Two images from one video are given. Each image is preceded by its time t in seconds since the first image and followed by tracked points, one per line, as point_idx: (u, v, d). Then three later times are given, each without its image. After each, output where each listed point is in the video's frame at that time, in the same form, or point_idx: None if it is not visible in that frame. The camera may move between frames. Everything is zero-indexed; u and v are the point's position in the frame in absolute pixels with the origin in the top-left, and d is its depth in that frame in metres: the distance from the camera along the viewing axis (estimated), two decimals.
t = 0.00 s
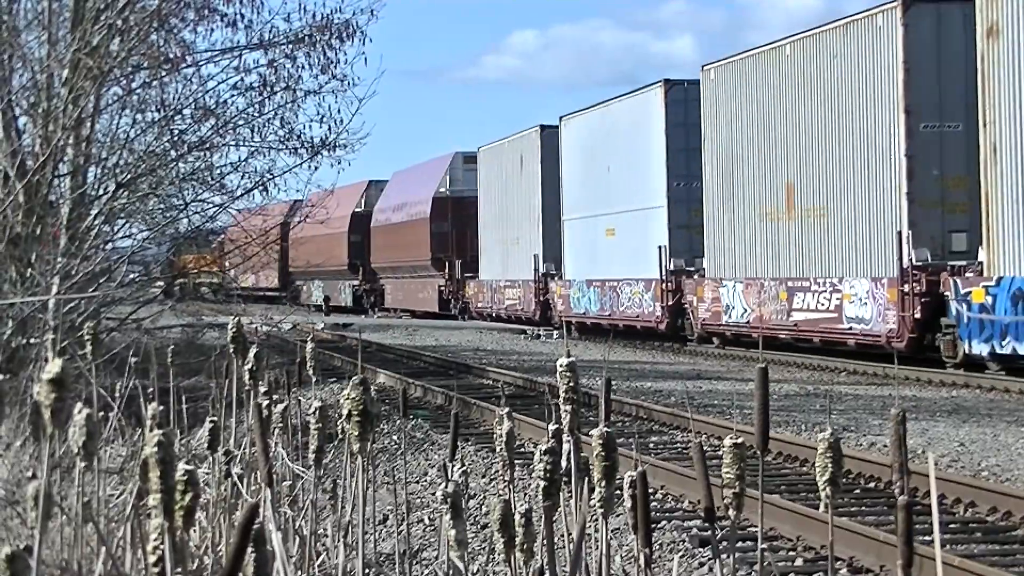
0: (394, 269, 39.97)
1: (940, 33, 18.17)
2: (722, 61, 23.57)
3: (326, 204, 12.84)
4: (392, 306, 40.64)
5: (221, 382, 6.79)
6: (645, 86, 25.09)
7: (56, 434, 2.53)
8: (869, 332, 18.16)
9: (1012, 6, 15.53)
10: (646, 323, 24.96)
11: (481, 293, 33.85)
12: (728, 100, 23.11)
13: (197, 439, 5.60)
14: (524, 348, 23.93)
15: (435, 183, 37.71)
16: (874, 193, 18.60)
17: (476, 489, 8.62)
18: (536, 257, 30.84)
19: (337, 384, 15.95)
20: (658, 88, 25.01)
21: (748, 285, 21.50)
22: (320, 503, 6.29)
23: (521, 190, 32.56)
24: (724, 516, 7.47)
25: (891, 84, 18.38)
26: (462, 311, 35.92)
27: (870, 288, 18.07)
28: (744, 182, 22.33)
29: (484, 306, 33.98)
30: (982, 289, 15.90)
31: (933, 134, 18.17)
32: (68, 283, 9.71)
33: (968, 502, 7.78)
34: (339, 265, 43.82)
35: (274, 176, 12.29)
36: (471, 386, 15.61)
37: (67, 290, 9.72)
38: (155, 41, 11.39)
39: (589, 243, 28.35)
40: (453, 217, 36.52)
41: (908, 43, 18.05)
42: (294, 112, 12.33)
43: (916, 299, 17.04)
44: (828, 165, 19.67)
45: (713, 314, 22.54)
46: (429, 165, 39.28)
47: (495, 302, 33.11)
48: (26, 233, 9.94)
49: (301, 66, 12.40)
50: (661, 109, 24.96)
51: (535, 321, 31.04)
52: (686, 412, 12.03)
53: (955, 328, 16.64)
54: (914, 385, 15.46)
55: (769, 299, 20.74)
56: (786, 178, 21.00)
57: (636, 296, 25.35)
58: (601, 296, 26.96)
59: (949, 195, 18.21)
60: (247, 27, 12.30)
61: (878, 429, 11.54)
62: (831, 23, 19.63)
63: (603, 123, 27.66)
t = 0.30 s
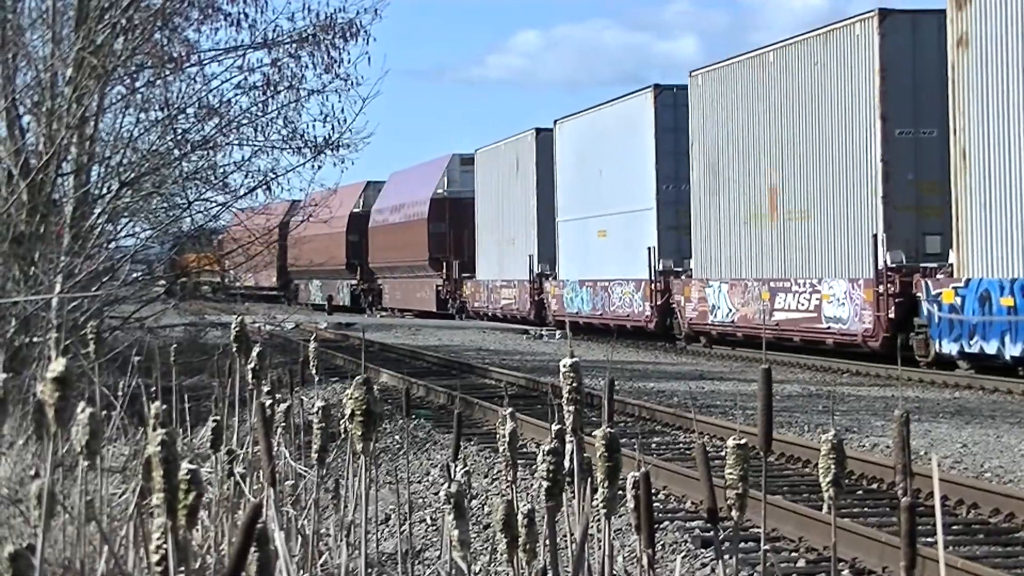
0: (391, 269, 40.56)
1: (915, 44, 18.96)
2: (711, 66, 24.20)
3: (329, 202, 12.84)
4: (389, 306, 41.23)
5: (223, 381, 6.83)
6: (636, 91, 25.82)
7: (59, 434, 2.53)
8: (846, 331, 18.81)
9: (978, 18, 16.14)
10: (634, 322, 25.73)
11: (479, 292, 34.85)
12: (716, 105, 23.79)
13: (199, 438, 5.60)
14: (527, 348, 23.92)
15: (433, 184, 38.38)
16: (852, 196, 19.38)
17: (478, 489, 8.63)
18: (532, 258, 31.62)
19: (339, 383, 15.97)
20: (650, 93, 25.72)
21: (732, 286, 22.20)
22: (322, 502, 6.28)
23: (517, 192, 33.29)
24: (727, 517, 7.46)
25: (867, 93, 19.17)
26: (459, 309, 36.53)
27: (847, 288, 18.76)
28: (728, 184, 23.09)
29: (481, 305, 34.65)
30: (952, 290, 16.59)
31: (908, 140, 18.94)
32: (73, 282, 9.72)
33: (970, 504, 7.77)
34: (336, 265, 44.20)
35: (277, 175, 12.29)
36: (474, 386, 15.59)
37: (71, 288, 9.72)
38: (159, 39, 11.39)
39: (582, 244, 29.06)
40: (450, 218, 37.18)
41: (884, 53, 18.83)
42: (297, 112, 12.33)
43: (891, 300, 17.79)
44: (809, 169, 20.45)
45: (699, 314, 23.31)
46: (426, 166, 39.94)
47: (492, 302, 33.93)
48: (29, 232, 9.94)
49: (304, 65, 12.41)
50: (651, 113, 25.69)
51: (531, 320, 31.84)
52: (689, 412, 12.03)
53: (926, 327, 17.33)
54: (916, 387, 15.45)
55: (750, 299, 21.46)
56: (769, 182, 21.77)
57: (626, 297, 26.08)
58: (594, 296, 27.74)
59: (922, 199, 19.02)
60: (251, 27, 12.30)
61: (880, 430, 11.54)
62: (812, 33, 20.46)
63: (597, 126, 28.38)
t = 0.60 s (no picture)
0: (388, 269, 40.88)
1: (891, 52, 19.39)
2: (698, 72, 24.67)
3: (331, 203, 12.85)
4: (388, 306, 41.49)
5: (224, 382, 6.86)
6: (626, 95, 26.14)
7: (62, 435, 2.53)
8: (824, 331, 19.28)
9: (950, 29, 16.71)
10: (625, 322, 26.08)
11: (475, 292, 35.11)
12: (702, 110, 24.25)
13: (202, 438, 5.61)
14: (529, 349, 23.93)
15: (431, 186, 38.79)
16: (831, 200, 19.81)
17: (481, 489, 8.63)
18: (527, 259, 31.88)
19: (342, 384, 15.98)
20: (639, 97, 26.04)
21: (718, 286, 22.66)
22: (323, 502, 6.29)
23: (512, 194, 33.59)
24: (729, 518, 7.45)
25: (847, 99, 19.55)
26: (456, 309, 36.83)
27: (826, 288, 19.16)
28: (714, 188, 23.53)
29: (477, 305, 34.93)
30: (924, 291, 17.07)
31: (883, 145, 19.40)
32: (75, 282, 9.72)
33: (973, 506, 7.76)
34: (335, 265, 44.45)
35: (280, 175, 12.29)
36: (476, 387, 15.57)
37: (73, 288, 9.73)
38: (161, 40, 11.39)
39: (574, 245, 29.40)
40: (448, 219, 37.46)
41: (860, 60, 19.29)
42: (300, 111, 12.33)
43: (866, 299, 18.27)
44: (792, 173, 20.88)
45: (687, 314, 23.75)
46: (425, 169, 40.36)
47: (487, 302, 34.16)
48: (32, 231, 9.96)
49: (307, 65, 12.40)
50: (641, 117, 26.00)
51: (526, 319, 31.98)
52: (692, 413, 12.03)
53: (902, 328, 17.79)
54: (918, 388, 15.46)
55: (736, 300, 21.85)
56: (754, 185, 22.15)
57: (617, 297, 26.42)
58: (586, 297, 27.91)
59: (898, 202, 19.42)
60: (254, 27, 12.31)
61: (882, 432, 11.54)
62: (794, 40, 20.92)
63: (589, 130, 28.72)
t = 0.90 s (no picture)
0: (385, 269, 41.01)
1: (869, 60, 19.84)
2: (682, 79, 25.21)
3: (333, 203, 12.86)
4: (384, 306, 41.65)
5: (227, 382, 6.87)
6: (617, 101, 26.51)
7: (65, 433, 2.53)
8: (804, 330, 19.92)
9: (924, 39, 17.44)
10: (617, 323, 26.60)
11: (472, 294, 35.36)
12: (685, 116, 24.76)
13: (204, 439, 5.61)
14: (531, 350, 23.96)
15: (428, 188, 38.99)
16: (811, 205, 20.21)
17: (483, 490, 8.64)
18: (522, 260, 32.15)
19: (345, 384, 16.00)
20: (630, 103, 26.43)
21: (705, 288, 23.08)
22: (326, 501, 6.30)
23: (507, 196, 33.93)
24: (732, 521, 7.45)
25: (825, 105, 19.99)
26: (454, 310, 37.07)
27: (804, 289, 19.81)
28: (699, 193, 24.04)
29: (474, 305, 35.15)
30: (897, 292, 17.76)
31: (861, 151, 19.84)
32: (78, 282, 9.73)
33: (975, 509, 7.75)
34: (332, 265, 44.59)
35: (283, 176, 12.29)
36: (479, 388, 15.55)
37: (76, 288, 9.73)
38: (165, 40, 11.39)
39: (566, 248, 29.81)
40: (446, 221, 37.56)
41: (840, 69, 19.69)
42: (303, 112, 12.32)
43: (843, 302, 18.78)
44: (776, 178, 21.25)
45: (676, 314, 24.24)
46: (421, 171, 40.57)
47: (484, 302, 34.41)
48: (34, 231, 9.96)
49: (310, 66, 12.40)
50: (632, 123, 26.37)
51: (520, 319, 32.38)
52: (694, 415, 12.01)
53: (876, 328, 18.41)
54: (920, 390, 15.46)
55: (722, 302, 22.32)
56: (737, 190, 22.57)
57: (610, 298, 26.87)
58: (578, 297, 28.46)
59: (875, 208, 19.86)
60: (257, 27, 12.29)
61: (884, 434, 11.53)
62: (777, 48, 21.29)
63: (581, 135, 29.12)
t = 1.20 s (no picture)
0: (383, 272, 41.20)
1: (849, 71, 20.73)
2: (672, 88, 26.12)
3: (335, 206, 12.85)
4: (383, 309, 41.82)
5: (228, 386, 6.90)
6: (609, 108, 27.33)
7: (68, 436, 2.54)
8: (784, 333, 20.55)
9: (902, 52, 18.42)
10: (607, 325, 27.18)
11: (468, 296, 35.71)
12: (674, 124, 25.64)
13: (205, 442, 5.63)
14: (533, 353, 23.93)
15: (426, 192, 39.25)
16: (793, 211, 21.07)
17: (485, 493, 8.66)
18: (517, 263, 32.58)
19: (347, 387, 16.02)
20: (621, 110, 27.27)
21: (691, 291, 23.75)
22: (327, 504, 6.32)
23: (502, 201, 34.56)
24: (734, 524, 7.44)
25: (807, 114, 20.88)
26: (451, 312, 37.30)
27: (787, 292, 20.47)
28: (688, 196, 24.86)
29: (471, 308, 35.41)
30: (873, 296, 18.57)
31: (841, 159, 20.71)
32: (80, 284, 9.75)
33: (977, 512, 7.74)
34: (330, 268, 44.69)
35: (286, 178, 12.30)
36: (481, 391, 15.55)
37: (78, 290, 9.74)
38: (167, 42, 11.38)
39: (559, 252, 30.51)
40: (444, 225, 37.85)
41: (822, 79, 20.49)
42: (306, 115, 12.34)
43: (821, 303, 19.57)
44: (761, 184, 22.01)
45: (664, 316, 24.82)
46: (420, 176, 40.88)
47: (481, 304, 34.70)
48: (37, 233, 9.97)
49: (313, 69, 12.41)
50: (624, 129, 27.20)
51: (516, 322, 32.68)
52: (697, 418, 11.99)
53: (853, 330, 19.17)
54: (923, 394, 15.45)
55: (708, 304, 22.97)
56: (723, 195, 23.41)
57: (600, 300, 27.45)
58: (571, 300, 28.91)
59: (854, 213, 20.71)
60: (260, 30, 12.30)
61: (886, 437, 11.53)
62: (763, 58, 22.06)
63: (574, 142, 29.95)
